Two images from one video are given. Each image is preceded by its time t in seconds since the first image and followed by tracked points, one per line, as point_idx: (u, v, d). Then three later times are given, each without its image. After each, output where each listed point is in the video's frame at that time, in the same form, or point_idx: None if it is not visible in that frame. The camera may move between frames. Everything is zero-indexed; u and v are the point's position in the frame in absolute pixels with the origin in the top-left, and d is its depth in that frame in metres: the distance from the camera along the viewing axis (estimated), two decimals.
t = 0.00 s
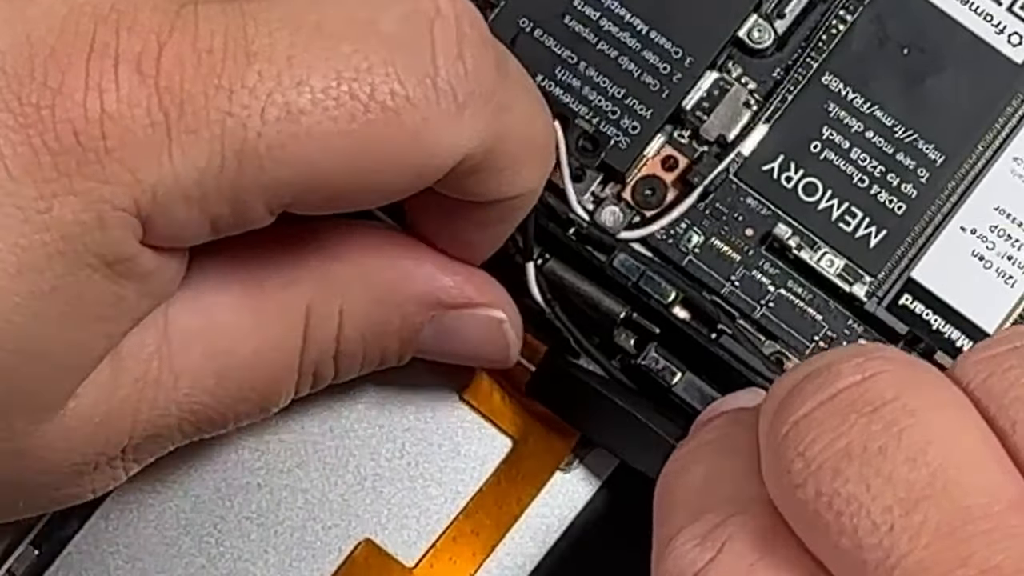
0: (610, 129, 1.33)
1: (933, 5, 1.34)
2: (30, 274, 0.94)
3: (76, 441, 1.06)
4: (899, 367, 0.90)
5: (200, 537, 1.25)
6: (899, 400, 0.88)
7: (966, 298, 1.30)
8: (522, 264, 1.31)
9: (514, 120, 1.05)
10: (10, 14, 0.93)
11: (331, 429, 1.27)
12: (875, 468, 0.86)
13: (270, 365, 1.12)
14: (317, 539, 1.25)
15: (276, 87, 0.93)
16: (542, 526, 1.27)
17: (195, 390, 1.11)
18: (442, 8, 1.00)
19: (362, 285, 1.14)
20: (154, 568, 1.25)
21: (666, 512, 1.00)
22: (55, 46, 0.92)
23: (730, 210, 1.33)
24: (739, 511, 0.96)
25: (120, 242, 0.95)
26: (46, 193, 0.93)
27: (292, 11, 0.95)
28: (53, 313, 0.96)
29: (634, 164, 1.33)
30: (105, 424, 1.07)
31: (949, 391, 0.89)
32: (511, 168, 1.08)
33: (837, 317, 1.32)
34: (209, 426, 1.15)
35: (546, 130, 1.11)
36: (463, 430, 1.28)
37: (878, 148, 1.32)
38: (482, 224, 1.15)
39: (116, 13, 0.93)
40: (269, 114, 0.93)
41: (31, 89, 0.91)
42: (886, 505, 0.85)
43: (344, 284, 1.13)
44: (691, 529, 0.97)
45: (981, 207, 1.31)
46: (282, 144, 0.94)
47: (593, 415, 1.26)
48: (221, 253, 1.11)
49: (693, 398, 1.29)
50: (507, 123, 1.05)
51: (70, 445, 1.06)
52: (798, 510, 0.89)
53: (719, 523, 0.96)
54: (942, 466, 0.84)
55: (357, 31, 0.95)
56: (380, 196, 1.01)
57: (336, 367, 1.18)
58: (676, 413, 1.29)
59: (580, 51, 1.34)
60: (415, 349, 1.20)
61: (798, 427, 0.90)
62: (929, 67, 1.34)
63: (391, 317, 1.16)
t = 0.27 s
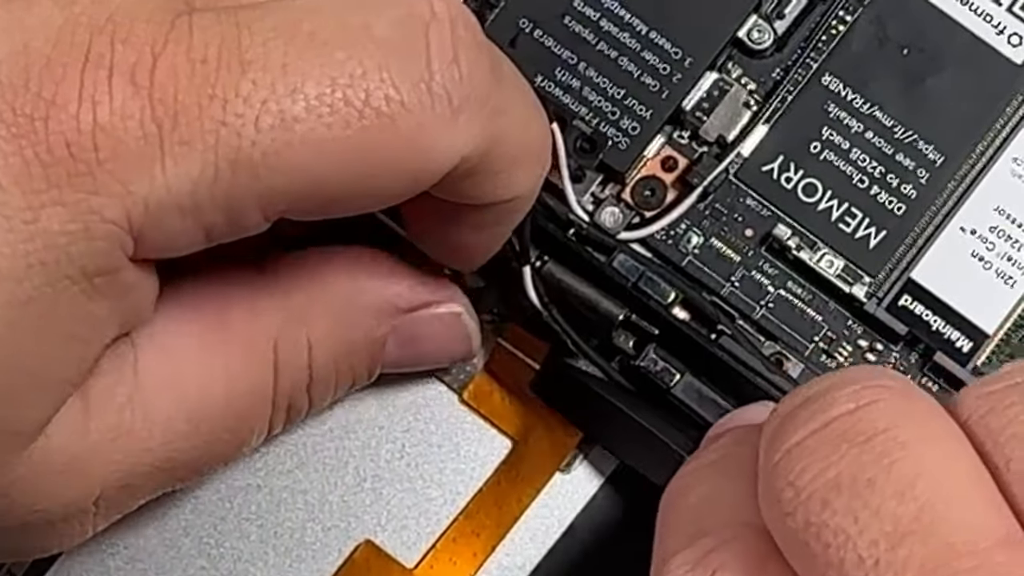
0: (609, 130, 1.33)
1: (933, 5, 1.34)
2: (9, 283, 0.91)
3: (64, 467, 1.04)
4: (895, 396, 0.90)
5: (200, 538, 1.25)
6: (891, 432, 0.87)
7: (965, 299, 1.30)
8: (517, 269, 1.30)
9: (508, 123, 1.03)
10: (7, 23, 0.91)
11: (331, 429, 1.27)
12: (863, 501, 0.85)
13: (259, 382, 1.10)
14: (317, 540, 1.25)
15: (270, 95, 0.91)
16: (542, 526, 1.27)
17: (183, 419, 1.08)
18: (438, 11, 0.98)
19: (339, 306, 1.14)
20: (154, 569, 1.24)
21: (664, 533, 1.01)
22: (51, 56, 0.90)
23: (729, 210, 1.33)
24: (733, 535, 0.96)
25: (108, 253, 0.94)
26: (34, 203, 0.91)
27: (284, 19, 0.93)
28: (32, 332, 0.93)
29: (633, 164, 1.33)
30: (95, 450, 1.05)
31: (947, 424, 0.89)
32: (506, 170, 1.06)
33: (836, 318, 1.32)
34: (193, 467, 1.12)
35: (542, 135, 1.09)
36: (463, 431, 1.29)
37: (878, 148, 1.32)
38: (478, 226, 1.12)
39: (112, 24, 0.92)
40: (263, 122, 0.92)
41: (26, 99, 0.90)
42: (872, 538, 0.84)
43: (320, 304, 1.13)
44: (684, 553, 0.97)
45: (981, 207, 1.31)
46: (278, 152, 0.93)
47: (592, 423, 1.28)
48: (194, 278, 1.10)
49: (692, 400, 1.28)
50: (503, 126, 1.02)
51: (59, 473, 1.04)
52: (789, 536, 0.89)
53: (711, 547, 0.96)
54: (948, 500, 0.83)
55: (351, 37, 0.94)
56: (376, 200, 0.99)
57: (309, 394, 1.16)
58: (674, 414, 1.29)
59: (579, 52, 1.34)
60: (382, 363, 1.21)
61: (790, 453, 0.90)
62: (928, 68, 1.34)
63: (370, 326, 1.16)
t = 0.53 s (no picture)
0: (610, 130, 1.33)
1: (932, 6, 1.35)
2: (14, 299, 0.91)
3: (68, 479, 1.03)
4: (963, 424, 0.92)
5: (199, 538, 1.25)
6: (959, 455, 0.89)
7: (964, 299, 1.30)
8: (517, 268, 1.29)
9: (515, 146, 1.02)
10: (16, 39, 0.90)
11: (331, 429, 1.27)
12: (930, 519, 0.86)
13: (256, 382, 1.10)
14: (317, 540, 1.25)
15: (277, 120, 0.90)
16: (542, 526, 1.27)
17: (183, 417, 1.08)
18: (447, 37, 0.96)
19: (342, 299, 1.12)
20: (154, 570, 1.24)
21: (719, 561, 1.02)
22: (59, 74, 0.90)
23: (729, 210, 1.33)
24: (793, 555, 0.97)
25: (111, 272, 0.94)
26: (41, 222, 0.90)
27: (294, 40, 0.92)
28: (40, 346, 0.93)
29: (633, 164, 1.33)
30: (95, 457, 1.04)
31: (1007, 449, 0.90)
32: (510, 193, 1.06)
33: (836, 318, 1.31)
34: (199, 450, 1.12)
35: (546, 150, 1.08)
36: (464, 431, 1.29)
37: (877, 148, 1.32)
38: (479, 239, 1.12)
39: (121, 43, 0.91)
40: (269, 147, 0.91)
41: (33, 117, 0.89)
42: (937, 557, 0.85)
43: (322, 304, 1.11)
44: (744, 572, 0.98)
45: (981, 208, 1.31)
46: (282, 176, 0.92)
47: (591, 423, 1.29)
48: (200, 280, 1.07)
49: (690, 401, 1.27)
50: (508, 150, 1.02)
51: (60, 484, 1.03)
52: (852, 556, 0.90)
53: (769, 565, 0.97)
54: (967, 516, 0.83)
55: (358, 61, 0.92)
56: (378, 223, 0.98)
57: (309, 370, 1.15)
58: (669, 414, 1.28)
59: (579, 52, 1.34)
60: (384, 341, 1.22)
61: (856, 474, 0.91)
62: (929, 68, 1.34)
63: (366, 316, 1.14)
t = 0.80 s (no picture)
0: (609, 130, 1.33)
1: (933, 5, 1.34)
2: (13, 300, 0.91)
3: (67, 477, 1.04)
4: (977, 415, 0.92)
5: (199, 538, 1.26)
6: (976, 444, 0.89)
7: (964, 298, 1.30)
8: (516, 268, 1.29)
9: (514, 148, 1.02)
10: (15, 40, 0.90)
11: (331, 429, 1.28)
12: (948, 506, 0.87)
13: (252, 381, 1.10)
14: (317, 539, 1.26)
15: (275, 123, 0.90)
16: (541, 526, 1.29)
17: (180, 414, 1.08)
18: (447, 39, 0.96)
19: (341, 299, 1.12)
20: (153, 569, 1.25)
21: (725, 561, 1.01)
22: (57, 76, 0.89)
23: (729, 210, 1.33)
24: (804, 554, 0.96)
25: (109, 274, 0.94)
26: (39, 224, 0.91)
27: (293, 42, 0.92)
28: (38, 347, 0.94)
29: (633, 164, 1.33)
30: (91, 454, 1.04)
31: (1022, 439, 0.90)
32: (510, 195, 1.06)
33: (836, 317, 1.31)
34: (198, 447, 1.13)
35: (546, 150, 1.08)
36: (463, 431, 1.30)
37: (877, 148, 1.32)
38: (478, 240, 1.12)
39: (120, 44, 0.91)
40: (267, 150, 0.91)
41: (32, 119, 0.89)
42: (956, 543, 0.86)
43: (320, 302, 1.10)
44: (755, 572, 0.97)
45: (981, 208, 1.31)
46: (280, 180, 0.92)
47: (593, 424, 1.29)
48: (198, 279, 1.06)
49: (690, 401, 1.27)
50: (508, 151, 1.02)
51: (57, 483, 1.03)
52: (866, 545, 0.90)
53: (783, 564, 0.96)
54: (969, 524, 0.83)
55: (357, 63, 0.92)
56: (375, 225, 0.98)
57: (307, 366, 1.15)
58: (669, 413, 1.29)
59: (579, 52, 1.34)
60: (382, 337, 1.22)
61: (871, 463, 0.91)
62: (929, 68, 1.34)
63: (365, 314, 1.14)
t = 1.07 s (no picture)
0: (609, 130, 1.33)
1: (932, 5, 1.35)
2: (14, 298, 0.92)
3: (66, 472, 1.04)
4: (924, 392, 0.88)
5: (198, 538, 1.24)
6: (920, 424, 0.85)
7: (963, 297, 1.30)
8: (515, 269, 1.30)
9: (513, 147, 1.02)
10: (13, 34, 0.91)
11: (330, 429, 1.27)
12: (895, 489, 0.83)
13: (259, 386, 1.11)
14: (316, 540, 1.24)
15: (276, 117, 0.90)
16: (541, 526, 1.27)
17: (186, 415, 1.09)
18: (447, 35, 0.97)
19: (348, 318, 1.14)
20: (153, 569, 1.24)
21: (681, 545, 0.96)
22: (56, 70, 0.90)
23: (729, 210, 1.33)
24: (755, 538, 0.92)
25: (109, 269, 0.94)
26: (39, 219, 0.91)
27: (293, 37, 0.92)
28: (37, 343, 0.94)
29: (632, 164, 1.33)
30: (93, 450, 1.05)
31: (973, 414, 0.87)
32: (508, 191, 1.06)
33: (835, 318, 1.31)
34: (200, 458, 1.13)
35: (544, 148, 1.08)
36: (463, 430, 1.29)
37: (877, 148, 1.32)
38: (477, 242, 1.12)
39: (119, 39, 0.91)
40: (267, 144, 0.91)
41: (31, 113, 0.90)
42: (905, 526, 0.82)
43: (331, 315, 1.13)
44: (706, 557, 0.93)
45: (981, 207, 1.31)
46: (281, 174, 0.92)
47: (588, 425, 1.28)
48: (206, 287, 1.10)
49: (688, 401, 1.27)
50: (507, 149, 1.02)
51: (57, 478, 1.04)
52: (817, 530, 0.85)
53: (733, 550, 0.92)
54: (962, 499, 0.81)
55: (357, 57, 0.92)
56: (371, 221, 0.97)
57: (314, 391, 1.17)
58: (668, 413, 1.29)
59: (578, 51, 1.34)
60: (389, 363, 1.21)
61: (819, 446, 0.87)
62: (928, 68, 1.34)
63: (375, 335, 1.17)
